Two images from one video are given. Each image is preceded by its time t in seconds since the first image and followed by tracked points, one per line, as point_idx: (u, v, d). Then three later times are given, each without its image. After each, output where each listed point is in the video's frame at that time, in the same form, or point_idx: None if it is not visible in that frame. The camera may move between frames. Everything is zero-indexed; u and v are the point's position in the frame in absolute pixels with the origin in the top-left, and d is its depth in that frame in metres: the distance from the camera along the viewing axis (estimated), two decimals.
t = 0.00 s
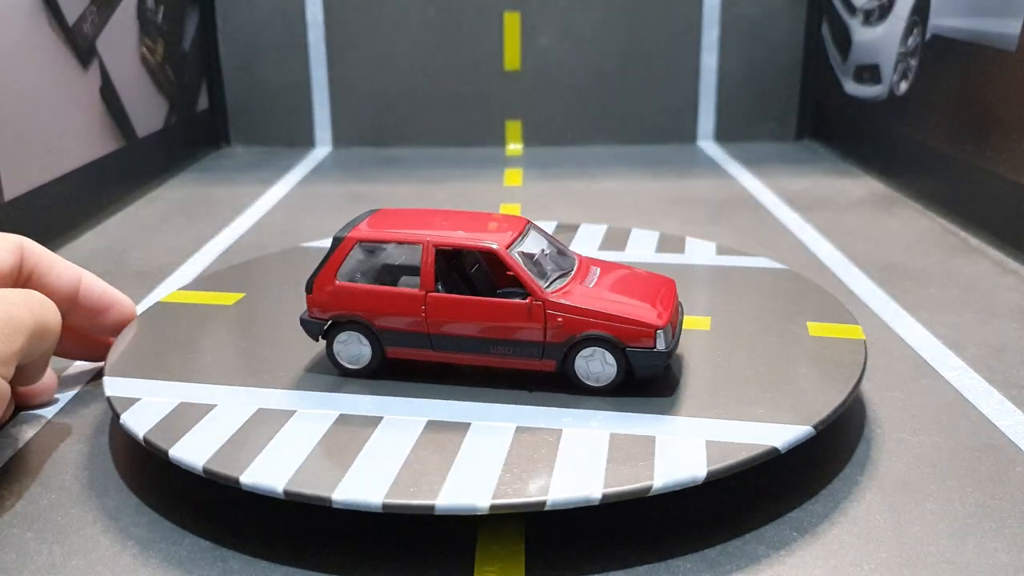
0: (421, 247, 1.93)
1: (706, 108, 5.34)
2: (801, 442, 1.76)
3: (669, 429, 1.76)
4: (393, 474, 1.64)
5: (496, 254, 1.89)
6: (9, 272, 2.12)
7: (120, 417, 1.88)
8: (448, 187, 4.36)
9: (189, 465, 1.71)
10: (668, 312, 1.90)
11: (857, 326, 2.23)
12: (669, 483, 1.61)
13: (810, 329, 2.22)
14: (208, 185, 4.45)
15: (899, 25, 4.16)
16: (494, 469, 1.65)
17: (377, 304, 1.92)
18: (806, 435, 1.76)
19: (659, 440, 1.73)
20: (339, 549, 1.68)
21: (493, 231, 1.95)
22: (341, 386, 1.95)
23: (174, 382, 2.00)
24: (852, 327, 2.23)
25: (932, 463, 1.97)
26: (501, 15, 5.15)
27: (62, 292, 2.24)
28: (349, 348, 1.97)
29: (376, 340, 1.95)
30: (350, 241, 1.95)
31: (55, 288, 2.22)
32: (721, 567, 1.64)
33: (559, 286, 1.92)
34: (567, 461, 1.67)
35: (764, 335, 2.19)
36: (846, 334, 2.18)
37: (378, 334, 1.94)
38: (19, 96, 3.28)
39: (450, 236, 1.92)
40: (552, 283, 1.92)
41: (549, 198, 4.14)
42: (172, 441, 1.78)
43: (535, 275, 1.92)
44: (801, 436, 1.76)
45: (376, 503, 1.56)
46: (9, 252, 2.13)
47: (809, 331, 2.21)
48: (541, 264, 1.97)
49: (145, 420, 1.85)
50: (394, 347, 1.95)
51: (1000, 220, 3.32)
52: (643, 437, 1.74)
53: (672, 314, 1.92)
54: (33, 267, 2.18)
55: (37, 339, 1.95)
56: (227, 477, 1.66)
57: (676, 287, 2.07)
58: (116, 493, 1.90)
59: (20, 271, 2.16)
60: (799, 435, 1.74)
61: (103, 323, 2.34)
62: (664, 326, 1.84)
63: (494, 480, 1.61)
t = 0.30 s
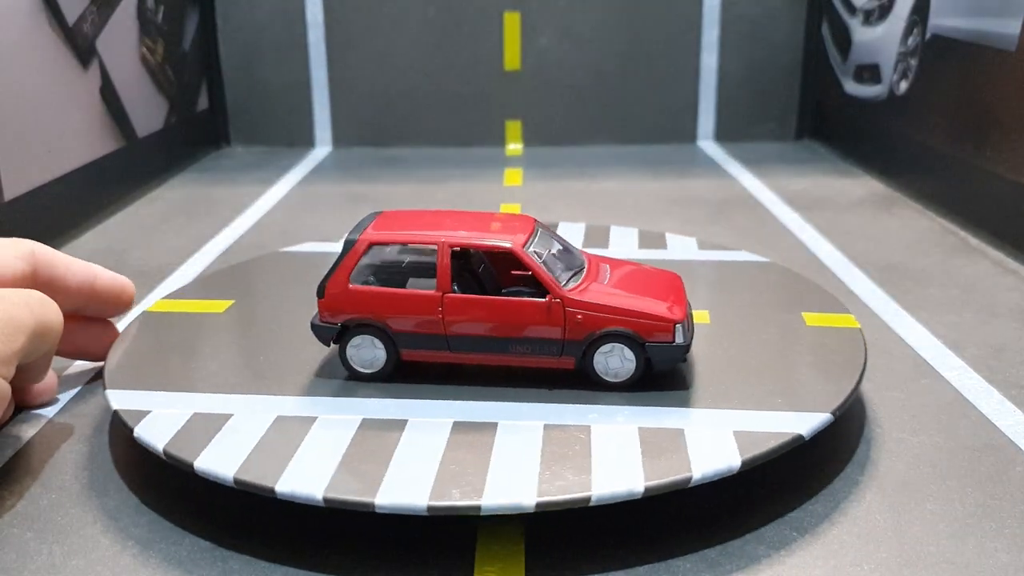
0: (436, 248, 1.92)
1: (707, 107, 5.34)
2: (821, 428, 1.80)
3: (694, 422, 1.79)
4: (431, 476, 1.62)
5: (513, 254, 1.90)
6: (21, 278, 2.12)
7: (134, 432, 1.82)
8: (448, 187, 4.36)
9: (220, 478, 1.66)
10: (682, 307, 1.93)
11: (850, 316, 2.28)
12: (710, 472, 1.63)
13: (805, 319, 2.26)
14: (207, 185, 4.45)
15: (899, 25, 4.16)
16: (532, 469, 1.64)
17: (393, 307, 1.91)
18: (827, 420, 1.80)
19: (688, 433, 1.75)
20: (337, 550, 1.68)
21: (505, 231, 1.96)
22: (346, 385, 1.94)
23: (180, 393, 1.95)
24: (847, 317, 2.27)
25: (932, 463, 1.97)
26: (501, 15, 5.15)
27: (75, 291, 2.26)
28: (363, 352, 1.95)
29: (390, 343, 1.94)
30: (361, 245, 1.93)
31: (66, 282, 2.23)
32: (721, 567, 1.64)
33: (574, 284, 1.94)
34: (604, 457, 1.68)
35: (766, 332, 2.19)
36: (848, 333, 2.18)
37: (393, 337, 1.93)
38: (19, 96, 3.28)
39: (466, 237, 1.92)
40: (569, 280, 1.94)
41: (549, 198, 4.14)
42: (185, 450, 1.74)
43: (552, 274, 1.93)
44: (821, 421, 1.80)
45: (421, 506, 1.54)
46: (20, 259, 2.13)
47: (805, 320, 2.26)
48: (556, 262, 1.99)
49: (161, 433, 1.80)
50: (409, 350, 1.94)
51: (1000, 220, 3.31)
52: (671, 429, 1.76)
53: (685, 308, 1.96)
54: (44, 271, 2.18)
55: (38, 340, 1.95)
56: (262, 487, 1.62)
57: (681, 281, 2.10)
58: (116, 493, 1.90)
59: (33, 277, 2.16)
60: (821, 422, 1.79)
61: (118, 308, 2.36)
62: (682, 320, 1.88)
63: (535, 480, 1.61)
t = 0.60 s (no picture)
0: (453, 249, 1.92)
1: (707, 107, 5.34)
2: (838, 415, 1.85)
3: (718, 412, 1.82)
4: (475, 479, 1.61)
5: (532, 253, 1.92)
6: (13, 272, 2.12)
7: (154, 448, 1.75)
8: (448, 187, 4.36)
9: (259, 489, 1.61)
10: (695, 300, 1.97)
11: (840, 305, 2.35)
12: (749, 460, 1.67)
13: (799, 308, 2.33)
14: (207, 185, 4.45)
15: (899, 25, 4.16)
16: (575, 469, 1.64)
17: (412, 310, 1.90)
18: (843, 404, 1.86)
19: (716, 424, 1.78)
20: (337, 550, 1.68)
21: (519, 231, 1.97)
22: (348, 386, 1.94)
23: (190, 406, 1.90)
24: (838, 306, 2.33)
25: (932, 463, 1.97)
26: (501, 15, 5.15)
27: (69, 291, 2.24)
28: (378, 355, 1.93)
29: (407, 345, 1.92)
30: (376, 248, 1.92)
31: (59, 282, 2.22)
32: (721, 567, 1.64)
33: (591, 280, 1.95)
34: (641, 454, 1.68)
35: (768, 331, 2.19)
36: (849, 332, 2.18)
37: (411, 339, 1.92)
38: (19, 96, 3.28)
39: (483, 238, 1.92)
40: (585, 277, 1.96)
41: (549, 197, 4.14)
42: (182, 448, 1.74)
43: (569, 272, 1.94)
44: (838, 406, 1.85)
45: (473, 506, 1.53)
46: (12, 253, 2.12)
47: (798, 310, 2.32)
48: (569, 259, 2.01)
49: (182, 447, 1.74)
50: (426, 351, 1.94)
51: (1000, 220, 3.32)
52: (699, 421, 1.79)
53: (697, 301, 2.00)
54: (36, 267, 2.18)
55: (36, 339, 1.95)
56: (305, 497, 1.58)
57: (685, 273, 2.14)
58: (116, 493, 1.90)
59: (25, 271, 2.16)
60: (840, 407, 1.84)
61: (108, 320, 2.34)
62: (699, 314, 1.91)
63: (581, 480, 1.60)
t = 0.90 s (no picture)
0: (479, 250, 1.91)
1: (707, 107, 5.34)
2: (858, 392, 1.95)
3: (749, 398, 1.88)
4: (541, 477, 1.60)
5: (559, 250, 1.93)
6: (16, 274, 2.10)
7: (194, 470, 1.65)
8: (447, 187, 4.36)
9: (325, 503, 1.56)
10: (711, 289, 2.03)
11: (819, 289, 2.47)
12: (799, 439, 1.73)
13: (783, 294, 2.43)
14: (207, 185, 4.45)
15: (899, 24, 4.16)
16: (636, 463, 1.65)
17: (444, 312, 1.87)
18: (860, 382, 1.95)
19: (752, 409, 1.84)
20: (338, 550, 1.68)
21: (538, 229, 1.97)
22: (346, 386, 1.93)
23: (213, 422, 1.81)
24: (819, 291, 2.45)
25: (932, 463, 1.97)
26: (501, 15, 5.15)
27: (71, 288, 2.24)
28: (406, 359, 1.89)
29: (436, 348, 1.90)
30: (401, 253, 1.88)
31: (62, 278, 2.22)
32: (721, 568, 1.64)
33: (613, 274, 1.98)
34: (696, 444, 1.71)
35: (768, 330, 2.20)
36: (849, 333, 2.19)
37: (441, 343, 1.89)
38: (19, 95, 3.28)
39: (509, 237, 1.92)
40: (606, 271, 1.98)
41: (549, 197, 4.14)
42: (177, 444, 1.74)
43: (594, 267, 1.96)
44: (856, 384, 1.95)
45: (550, 503, 1.53)
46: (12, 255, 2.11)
47: (781, 295, 2.42)
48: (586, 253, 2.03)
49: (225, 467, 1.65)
50: (457, 354, 1.91)
51: (1000, 220, 3.32)
52: (735, 407, 1.85)
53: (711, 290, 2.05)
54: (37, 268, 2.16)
55: (36, 339, 1.95)
56: (377, 507, 1.53)
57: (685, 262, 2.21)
58: (116, 493, 1.90)
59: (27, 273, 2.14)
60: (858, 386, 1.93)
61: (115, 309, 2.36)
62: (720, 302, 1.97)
63: (647, 475, 1.61)
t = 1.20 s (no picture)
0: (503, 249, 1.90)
1: (707, 107, 5.35)
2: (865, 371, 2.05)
3: (768, 381, 1.95)
4: (598, 471, 1.63)
5: (581, 245, 1.94)
6: (15, 274, 2.12)
7: (240, 486, 1.61)
8: (447, 187, 4.36)
9: (388, 510, 1.54)
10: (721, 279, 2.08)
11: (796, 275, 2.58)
12: (831, 420, 1.81)
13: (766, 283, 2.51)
14: (207, 185, 4.45)
15: (899, 24, 4.16)
16: (686, 451, 1.69)
17: (474, 312, 1.86)
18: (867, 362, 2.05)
19: (777, 391, 1.91)
20: (337, 550, 1.68)
21: (554, 227, 1.98)
22: (345, 386, 1.93)
23: (242, 436, 1.76)
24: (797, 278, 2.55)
25: (932, 462, 1.97)
26: (501, 15, 5.15)
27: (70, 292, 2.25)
28: (432, 362, 1.87)
29: (462, 349, 1.88)
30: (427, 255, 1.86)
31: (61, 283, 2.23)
32: (721, 568, 1.64)
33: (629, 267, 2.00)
34: (737, 429, 1.76)
35: (767, 328, 2.20)
36: (851, 332, 2.18)
37: (469, 344, 1.88)
38: (19, 95, 3.28)
39: (530, 236, 1.92)
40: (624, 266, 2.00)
41: (548, 197, 4.14)
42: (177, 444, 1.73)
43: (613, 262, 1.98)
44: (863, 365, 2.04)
45: (616, 496, 1.55)
46: (14, 254, 2.12)
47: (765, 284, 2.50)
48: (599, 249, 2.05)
49: (272, 480, 1.61)
50: (483, 353, 1.90)
51: (999, 220, 3.32)
52: (759, 393, 1.91)
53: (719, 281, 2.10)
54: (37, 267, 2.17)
55: (36, 340, 1.95)
56: (446, 510, 1.53)
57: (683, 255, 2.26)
58: (116, 494, 1.90)
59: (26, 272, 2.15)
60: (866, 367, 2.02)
61: (111, 315, 2.36)
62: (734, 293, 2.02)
63: (700, 463, 1.65)
